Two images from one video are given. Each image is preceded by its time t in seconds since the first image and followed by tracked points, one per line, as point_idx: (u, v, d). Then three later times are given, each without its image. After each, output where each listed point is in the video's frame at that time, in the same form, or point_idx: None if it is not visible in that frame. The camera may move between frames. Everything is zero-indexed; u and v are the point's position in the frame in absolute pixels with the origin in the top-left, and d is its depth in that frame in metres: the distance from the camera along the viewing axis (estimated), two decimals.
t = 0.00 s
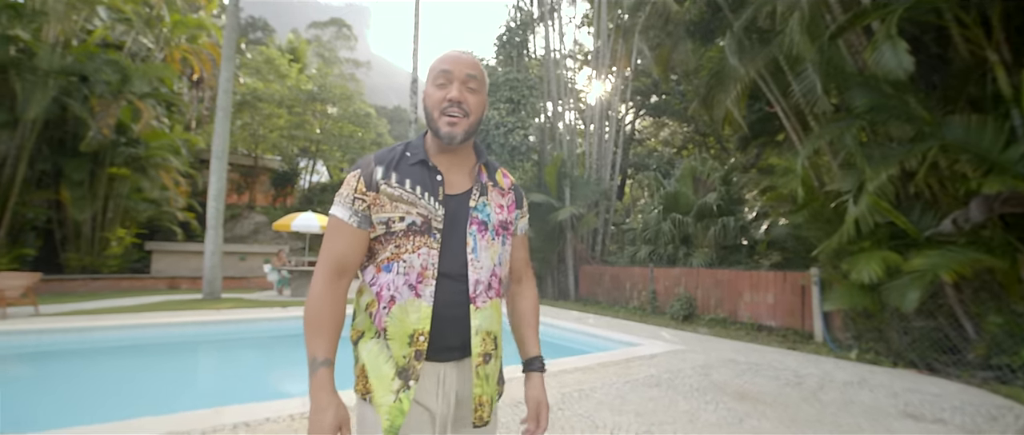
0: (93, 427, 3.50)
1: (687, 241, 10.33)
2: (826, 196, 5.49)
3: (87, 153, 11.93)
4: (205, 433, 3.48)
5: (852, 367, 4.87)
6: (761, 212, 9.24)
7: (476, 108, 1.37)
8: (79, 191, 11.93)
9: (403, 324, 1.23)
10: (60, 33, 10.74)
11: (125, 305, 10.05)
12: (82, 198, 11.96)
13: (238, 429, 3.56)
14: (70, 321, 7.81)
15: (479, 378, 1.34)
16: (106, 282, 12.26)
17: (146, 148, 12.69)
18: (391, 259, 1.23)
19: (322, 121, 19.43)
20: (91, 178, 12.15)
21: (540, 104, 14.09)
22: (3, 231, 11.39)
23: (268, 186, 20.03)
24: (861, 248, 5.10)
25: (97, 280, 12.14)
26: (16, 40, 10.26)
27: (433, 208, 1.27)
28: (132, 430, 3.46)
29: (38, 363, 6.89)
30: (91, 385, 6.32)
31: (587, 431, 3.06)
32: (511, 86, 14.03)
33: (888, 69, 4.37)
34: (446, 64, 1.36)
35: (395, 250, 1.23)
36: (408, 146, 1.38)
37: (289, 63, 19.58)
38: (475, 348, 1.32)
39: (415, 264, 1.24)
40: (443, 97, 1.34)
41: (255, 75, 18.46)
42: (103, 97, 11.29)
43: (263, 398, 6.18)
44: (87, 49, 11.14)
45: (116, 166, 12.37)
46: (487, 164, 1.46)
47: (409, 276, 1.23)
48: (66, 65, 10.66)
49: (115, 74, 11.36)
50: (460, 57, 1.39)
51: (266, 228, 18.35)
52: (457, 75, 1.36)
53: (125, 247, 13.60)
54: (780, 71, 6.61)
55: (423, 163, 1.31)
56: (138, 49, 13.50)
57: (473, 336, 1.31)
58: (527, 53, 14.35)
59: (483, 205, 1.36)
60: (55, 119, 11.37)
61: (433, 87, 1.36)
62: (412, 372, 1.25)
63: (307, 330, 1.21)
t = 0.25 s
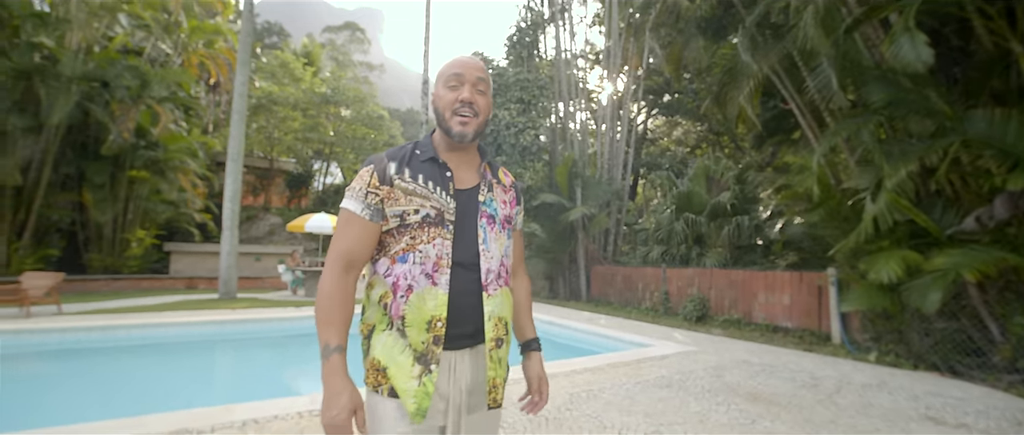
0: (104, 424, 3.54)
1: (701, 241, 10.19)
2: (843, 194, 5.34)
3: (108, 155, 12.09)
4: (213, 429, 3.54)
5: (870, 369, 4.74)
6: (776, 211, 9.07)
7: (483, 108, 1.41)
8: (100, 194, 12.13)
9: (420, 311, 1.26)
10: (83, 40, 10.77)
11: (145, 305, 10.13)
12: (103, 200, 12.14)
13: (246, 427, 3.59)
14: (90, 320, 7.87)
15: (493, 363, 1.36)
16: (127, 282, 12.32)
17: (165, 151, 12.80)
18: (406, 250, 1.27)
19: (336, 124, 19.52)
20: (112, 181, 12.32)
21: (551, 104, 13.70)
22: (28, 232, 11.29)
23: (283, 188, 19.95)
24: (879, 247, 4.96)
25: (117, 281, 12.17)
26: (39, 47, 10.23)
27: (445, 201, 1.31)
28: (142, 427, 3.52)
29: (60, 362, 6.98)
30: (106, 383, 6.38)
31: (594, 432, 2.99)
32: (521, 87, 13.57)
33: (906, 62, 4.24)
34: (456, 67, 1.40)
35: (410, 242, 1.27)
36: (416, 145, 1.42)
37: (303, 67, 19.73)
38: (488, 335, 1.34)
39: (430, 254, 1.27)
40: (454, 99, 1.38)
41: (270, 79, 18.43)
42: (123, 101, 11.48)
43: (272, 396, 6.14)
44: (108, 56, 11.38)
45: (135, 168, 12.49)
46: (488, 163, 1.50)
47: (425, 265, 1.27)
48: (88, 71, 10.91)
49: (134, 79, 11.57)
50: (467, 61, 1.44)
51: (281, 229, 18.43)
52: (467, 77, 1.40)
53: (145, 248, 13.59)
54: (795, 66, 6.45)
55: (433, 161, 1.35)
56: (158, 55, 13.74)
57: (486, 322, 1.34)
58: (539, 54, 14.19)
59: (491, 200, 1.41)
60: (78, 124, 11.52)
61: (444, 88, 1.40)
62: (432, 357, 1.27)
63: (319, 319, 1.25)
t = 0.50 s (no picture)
0: (114, 420, 3.55)
1: (714, 241, 10.05)
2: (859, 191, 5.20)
3: (127, 157, 12.22)
4: (223, 425, 3.57)
5: (889, 372, 4.60)
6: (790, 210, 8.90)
7: (485, 108, 1.35)
8: (120, 195, 12.20)
9: (429, 297, 1.20)
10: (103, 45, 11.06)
11: (163, 303, 10.22)
12: (123, 201, 12.23)
13: (255, 423, 3.59)
14: (110, 319, 7.93)
15: (489, 349, 1.29)
16: (146, 282, 12.28)
17: (182, 153, 12.92)
18: (412, 239, 1.21)
19: (349, 125, 19.58)
20: (132, 182, 12.44)
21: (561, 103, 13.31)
22: (52, 233, 11.64)
23: (297, 190, 19.74)
24: (897, 246, 4.85)
25: (137, 280, 12.09)
26: (62, 53, 10.63)
27: (449, 194, 1.26)
28: (152, 423, 3.54)
29: (80, 358, 7.07)
30: (119, 380, 6.41)
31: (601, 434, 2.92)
32: (532, 86, 12.80)
33: (924, 55, 4.11)
34: (464, 71, 1.33)
35: (416, 231, 1.22)
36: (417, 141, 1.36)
37: (317, 69, 19.86)
38: (485, 324, 1.28)
39: (436, 243, 1.22)
40: (460, 98, 1.31)
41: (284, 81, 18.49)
42: (142, 105, 11.54)
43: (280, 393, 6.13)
44: (128, 61, 11.50)
45: (154, 170, 12.62)
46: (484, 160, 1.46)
47: (433, 254, 1.22)
48: (109, 75, 11.04)
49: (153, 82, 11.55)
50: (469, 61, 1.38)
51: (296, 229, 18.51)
52: (472, 78, 1.33)
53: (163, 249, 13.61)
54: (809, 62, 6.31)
55: (436, 156, 1.30)
56: (175, 60, 13.48)
57: (484, 311, 1.28)
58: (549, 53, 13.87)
59: (489, 195, 1.36)
60: (99, 127, 11.73)
61: (448, 91, 1.31)
62: (442, 342, 1.21)
63: (324, 308, 1.17)
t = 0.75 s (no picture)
0: (119, 416, 3.54)
1: (725, 240, 9.91)
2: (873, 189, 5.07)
3: (143, 159, 12.27)
4: (230, 421, 3.54)
5: (904, 373, 4.48)
6: (803, 208, 8.74)
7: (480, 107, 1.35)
8: (137, 196, 12.26)
9: (420, 283, 1.21)
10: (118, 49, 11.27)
11: (178, 302, 10.26)
12: (140, 202, 12.30)
13: (260, 420, 3.56)
14: (125, 316, 7.94)
15: (472, 338, 1.28)
16: (162, 281, 12.25)
17: (196, 154, 13.01)
18: (405, 227, 1.23)
19: (360, 126, 19.44)
20: (148, 183, 12.50)
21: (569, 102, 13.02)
22: (72, 232, 11.66)
23: (309, 190, 20.08)
24: (914, 245, 4.73)
25: (153, 278, 12.12)
26: (81, 57, 10.85)
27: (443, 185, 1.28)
28: (157, 420, 3.52)
29: (98, 355, 7.12)
30: (130, 376, 6.40)
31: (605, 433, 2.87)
32: (540, 85, 12.47)
33: (941, 46, 4.00)
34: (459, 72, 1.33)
35: (409, 219, 1.23)
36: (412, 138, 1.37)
37: (328, 71, 19.94)
38: (471, 312, 1.27)
39: (429, 232, 1.23)
40: (455, 96, 1.31)
41: (296, 83, 18.92)
42: (157, 107, 11.62)
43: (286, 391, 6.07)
44: (144, 64, 11.64)
45: (168, 171, 12.66)
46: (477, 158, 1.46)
47: (426, 243, 1.23)
48: (124, 78, 11.14)
49: (167, 85, 11.64)
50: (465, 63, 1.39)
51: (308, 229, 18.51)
52: (467, 79, 1.34)
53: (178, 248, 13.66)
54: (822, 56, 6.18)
55: (430, 153, 1.31)
56: (190, 62, 13.62)
57: (469, 302, 1.27)
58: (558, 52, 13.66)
59: (481, 190, 1.36)
60: (115, 128, 11.81)
61: (445, 89, 1.32)
62: (433, 327, 1.22)
63: (321, 292, 1.15)
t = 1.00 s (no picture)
0: (125, 411, 3.53)
1: (735, 238, 9.80)
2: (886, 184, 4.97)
3: (156, 159, 12.32)
4: (234, 417, 3.52)
5: (917, 373, 4.38)
6: (814, 205, 8.61)
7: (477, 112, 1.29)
8: (151, 195, 12.29)
9: (407, 273, 1.17)
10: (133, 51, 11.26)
11: (190, 299, 10.29)
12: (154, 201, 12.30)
13: (265, 416, 3.53)
14: (138, 313, 7.96)
15: (459, 330, 1.23)
16: (175, 278, 12.26)
17: (207, 153, 12.99)
18: (393, 219, 1.19)
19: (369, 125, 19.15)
20: (161, 183, 12.52)
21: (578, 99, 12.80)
22: (88, 230, 11.70)
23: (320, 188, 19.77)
24: (928, 242, 4.62)
25: (166, 276, 12.16)
26: (95, 58, 10.96)
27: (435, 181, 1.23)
28: (163, 414, 3.51)
29: (113, 349, 7.17)
30: (141, 372, 6.41)
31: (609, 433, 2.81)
32: (548, 82, 12.39)
33: (956, 38, 3.90)
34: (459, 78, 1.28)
35: (397, 212, 1.19)
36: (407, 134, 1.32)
37: (337, 70, 19.99)
38: (458, 305, 1.23)
39: (418, 225, 1.19)
40: (454, 98, 1.25)
41: (306, 82, 19.01)
42: (169, 107, 11.69)
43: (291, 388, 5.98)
44: (156, 66, 11.71)
45: (181, 170, 12.65)
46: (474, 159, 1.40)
47: (413, 234, 1.18)
48: (138, 78, 11.23)
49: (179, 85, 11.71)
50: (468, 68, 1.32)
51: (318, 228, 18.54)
52: (467, 82, 1.28)
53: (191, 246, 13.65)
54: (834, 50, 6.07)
55: (423, 150, 1.27)
56: (200, 62, 13.54)
57: (456, 294, 1.23)
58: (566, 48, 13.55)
59: (473, 187, 1.31)
60: (129, 128, 11.89)
61: (445, 94, 1.26)
62: (419, 316, 1.18)
63: (309, 283, 1.15)
